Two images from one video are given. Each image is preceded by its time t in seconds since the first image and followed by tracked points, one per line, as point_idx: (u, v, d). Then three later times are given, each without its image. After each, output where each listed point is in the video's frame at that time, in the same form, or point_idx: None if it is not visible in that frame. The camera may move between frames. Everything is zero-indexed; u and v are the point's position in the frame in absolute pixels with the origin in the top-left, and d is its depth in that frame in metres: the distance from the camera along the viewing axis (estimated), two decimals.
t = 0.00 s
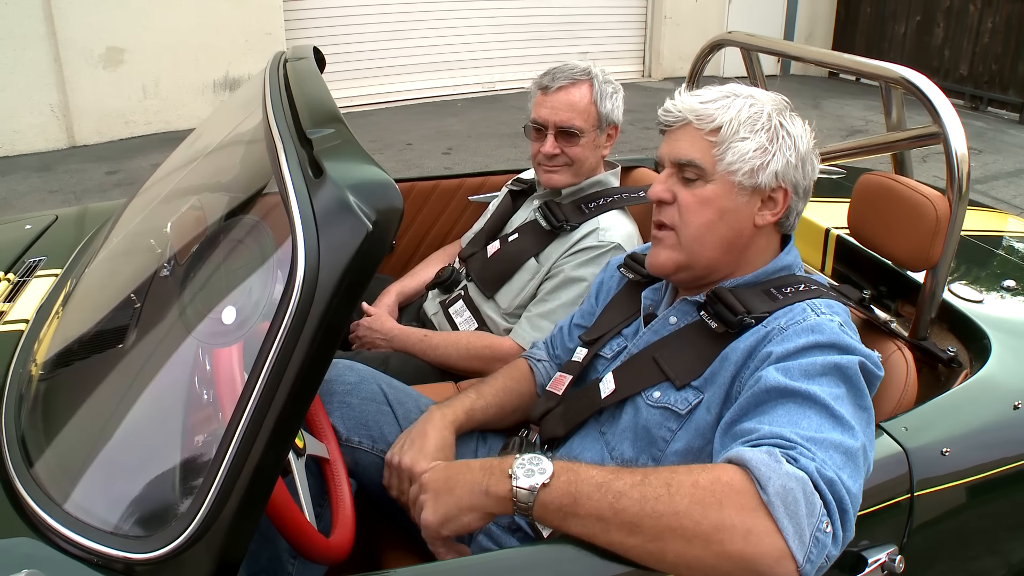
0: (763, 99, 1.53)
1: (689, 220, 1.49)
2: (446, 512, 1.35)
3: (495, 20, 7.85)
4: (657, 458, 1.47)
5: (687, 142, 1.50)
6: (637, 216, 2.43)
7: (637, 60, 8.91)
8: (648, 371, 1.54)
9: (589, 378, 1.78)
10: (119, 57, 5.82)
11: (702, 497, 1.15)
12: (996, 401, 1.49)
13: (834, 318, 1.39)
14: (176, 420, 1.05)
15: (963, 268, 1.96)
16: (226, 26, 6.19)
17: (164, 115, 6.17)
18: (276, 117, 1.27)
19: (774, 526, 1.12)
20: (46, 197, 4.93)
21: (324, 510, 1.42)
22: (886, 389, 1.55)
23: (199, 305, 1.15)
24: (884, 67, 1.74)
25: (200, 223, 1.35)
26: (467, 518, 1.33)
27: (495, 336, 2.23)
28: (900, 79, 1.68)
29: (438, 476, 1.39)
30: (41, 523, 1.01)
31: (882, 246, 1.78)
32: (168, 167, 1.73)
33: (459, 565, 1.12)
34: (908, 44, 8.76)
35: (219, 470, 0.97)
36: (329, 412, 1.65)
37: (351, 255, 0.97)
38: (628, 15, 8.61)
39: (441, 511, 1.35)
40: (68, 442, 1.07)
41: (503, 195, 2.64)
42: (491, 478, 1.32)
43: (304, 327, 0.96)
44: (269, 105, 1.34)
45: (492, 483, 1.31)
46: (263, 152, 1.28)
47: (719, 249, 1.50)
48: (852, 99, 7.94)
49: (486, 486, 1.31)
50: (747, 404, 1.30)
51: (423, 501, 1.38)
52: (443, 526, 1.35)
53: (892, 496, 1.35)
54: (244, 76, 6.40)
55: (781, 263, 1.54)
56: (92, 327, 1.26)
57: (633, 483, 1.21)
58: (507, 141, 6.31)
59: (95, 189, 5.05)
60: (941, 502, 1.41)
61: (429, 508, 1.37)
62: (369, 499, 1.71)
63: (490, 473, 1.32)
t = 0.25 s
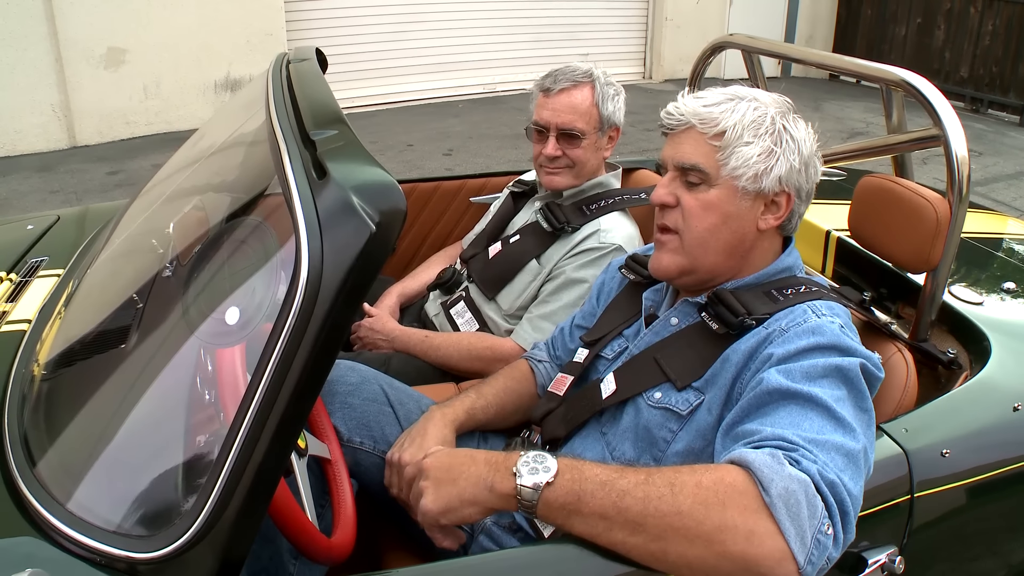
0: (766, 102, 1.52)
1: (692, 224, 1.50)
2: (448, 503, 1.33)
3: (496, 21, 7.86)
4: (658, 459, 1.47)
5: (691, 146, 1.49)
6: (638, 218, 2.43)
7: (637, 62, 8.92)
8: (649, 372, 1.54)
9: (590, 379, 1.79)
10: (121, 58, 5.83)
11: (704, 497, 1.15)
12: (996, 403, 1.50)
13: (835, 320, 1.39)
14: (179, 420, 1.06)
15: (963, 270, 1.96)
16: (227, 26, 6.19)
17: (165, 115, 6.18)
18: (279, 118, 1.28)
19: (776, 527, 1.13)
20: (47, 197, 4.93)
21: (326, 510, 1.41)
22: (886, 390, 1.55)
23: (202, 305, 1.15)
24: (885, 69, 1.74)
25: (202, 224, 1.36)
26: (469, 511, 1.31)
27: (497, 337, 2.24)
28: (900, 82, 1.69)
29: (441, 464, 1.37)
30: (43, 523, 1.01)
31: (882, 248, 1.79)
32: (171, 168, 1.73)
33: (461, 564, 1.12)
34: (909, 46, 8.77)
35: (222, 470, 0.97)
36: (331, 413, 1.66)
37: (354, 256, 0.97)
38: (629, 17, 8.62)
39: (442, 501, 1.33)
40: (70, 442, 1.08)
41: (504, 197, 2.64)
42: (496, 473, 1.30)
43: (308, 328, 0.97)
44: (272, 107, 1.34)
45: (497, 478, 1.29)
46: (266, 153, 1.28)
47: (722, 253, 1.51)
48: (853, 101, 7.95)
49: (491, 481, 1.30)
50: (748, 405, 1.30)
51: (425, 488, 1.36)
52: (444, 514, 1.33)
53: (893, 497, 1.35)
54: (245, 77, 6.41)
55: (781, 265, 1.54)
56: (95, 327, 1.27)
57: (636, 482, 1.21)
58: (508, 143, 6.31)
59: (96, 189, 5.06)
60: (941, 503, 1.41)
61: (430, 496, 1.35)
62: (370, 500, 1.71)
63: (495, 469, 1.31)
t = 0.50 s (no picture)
0: (767, 103, 1.53)
1: (693, 224, 1.50)
2: (449, 506, 1.32)
3: (496, 22, 7.87)
4: (658, 459, 1.48)
5: (692, 146, 1.50)
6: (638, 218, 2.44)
7: (637, 63, 8.93)
8: (649, 372, 1.54)
9: (590, 379, 1.79)
10: (121, 59, 5.83)
11: (705, 497, 1.16)
12: (996, 402, 1.50)
13: (834, 320, 1.40)
14: (181, 420, 1.06)
15: (963, 270, 1.97)
16: (227, 27, 6.20)
17: (165, 116, 6.18)
18: (280, 119, 1.28)
19: (776, 527, 1.13)
20: (47, 199, 4.94)
21: (326, 511, 1.41)
22: (885, 390, 1.55)
23: (204, 305, 1.16)
24: (884, 70, 1.75)
25: (203, 224, 1.36)
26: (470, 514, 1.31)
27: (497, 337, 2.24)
28: (900, 83, 1.69)
29: (441, 469, 1.37)
30: (46, 523, 1.01)
31: (882, 248, 1.79)
32: (172, 169, 1.74)
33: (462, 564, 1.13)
34: (908, 46, 8.78)
35: (224, 470, 0.97)
36: (331, 413, 1.66)
37: (356, 256, 0.98)
38: (629, 17, 8.63)
39: (443, 504, 1.33)
40: (72, 442, 1.08)
41: (505, 197, 2.65)
42: (496, 475, 1.31)
43: (309, 328, 0.97)
44: (274, 107, 1.35)
45: (497, 480, 1.30)
46: (267, 154, 1.29)
47: (722, 253, 1.51)
48: (852, 102, 7.96)
49: (492, 483, 1.30)
50: (748, 404, 1.31)
51: (426, 493, 1.36)
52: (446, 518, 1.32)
53: (893, 496, 1.35)
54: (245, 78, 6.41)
55: (781, 266, 1.55)
56: (96, 328, 1.27)
57: (637, 483, 1.21)
58: (508, 144, 6.32)
59: (96, 190, 5.06)
60: (941, 503, 1.41)
61: (431, 499, 1.34)
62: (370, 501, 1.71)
63: (495, 470, 1.31)
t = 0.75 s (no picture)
0: (769, 107, 1.53)
1: (695, 227, 1.50)
2: (451, 511, 1.34)
3: (496, 23, 7.87)
4: (657, 459, 1.48)
5: (695, 150, 1.50)
6: (638, 220, 2.44)
7: (637, 64, 8.94)
8: (648, 372, 1.55)
9: (589, 379, 1.79)
10: (121, 60, 5.83)
11: (704, 500, 1.16)
12: (995, 405, 1.50)
13: (834, 322, 1.40)
14: (181, 421, 1.06)
15: (962, 272, 1.97)
16: (227, 28, 6.21)
17: (166, 117, 6.19)
18: (282, 120, 1.28)
19: (775, 529, 1.13)
20: (47, 199, 4.94)
21: (326, 512, 1.42)
22: (885, 393, 1.56)
23: (205, 306, 1.16)
24: (885, 73, 1.75)
25: (204, 226, 1.37)
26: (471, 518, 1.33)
27: (497, 338, 2.24)
28: (900, 85, 1.69)
29: (441, 475, 1.39)
30: (47, 524, 1.01)
31: (882, 250, 1.79)
32: (173, 170, 1.74)
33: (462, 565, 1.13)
34: (908, 48, 8.78)
35: (225, 471, 0.98)
36: (331, 414, 1.65)
37: (357, 259, 0.98)
38: (629, 19, 8.64)
39: (445, 510, 1.35)
40: (73, 442, 1.08)
41: (505, 199, 2.65)
42: (496, 478, 1.32)
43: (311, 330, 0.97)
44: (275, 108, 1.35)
45: (497, 483, 1.31)
46: (268, 155, 1.29)
47: (723, 257, 1.52)
48: (852, 104, 7.97)
49: (491, 486, 1.31)
50: (749, 406, 1.31)
51: (427, 500, 1.38)
52: (448, 524, 1.35)
53: (892, 498, 1.36)
54: (245, 79, 6.42)
55: (780, 267, 1.55)
56: (97, 329, 1.27)
57: (636, 486, 1.22)
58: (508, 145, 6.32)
59: (96, 191, 5.07)
60: (940, 504, 1.42)
61: (433, 506, 1.37)
62: (370, 501, 1.71)
63: (494, 473, 1.32)
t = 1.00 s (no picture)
0: (772, 107, 1.53)
1: (697, 227, 1.51)
2: (451, 511, 1.35)
3: (496, 24, 7.88)
4: (656, 458, 1.48)
5: (698, 150, 1.50)
6: (638, 220, 2.44)
7: (637, 65, 8.94)
8: (647, 370, 1.55)
9: (588, 377, 1.79)
10: (121, 60, 5.83)
11: (704, 500, 1.16)
12: (994, 405, 1.50)
13: (835, 322, 1.40)
14: (181, 421, 1.06)
15: (961, 273, 1.97)
16: (227, 28, 6.21)
17: (165, 117, 6.19)
18: (282, 120, 1.28)
19: (775, 529, 1.13)
20: (47, 199, 4.95)
21: (326, 511, 1.42)
22: (884, 393, 1.56)
23: (206, 304, 1.16)
24: (884, 73, 1.75)
25: (204, 225, 1.37)
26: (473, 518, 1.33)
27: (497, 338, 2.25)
28: (900, 86, 1.70)
29: (442, 474, 1.39)
30: (47, 522, 1.01)
31: (881, 251, 1.80)
32: (172, 169, 1.74)
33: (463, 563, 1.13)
34: (908, 49, 8.79)
35: (225, 471, 0.98)
36: (331, 414, 1.65)
37: (357, 258, 0.98)
38: (628, 20, 8.64)
39: (445, 510, 1.36)
40: (73, 442, 1.08)
41: (505, 199, 2.65)
42: (495, 477, 1.32)
43: (311, 329, 0.97)
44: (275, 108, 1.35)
45: (496, 481, 1.31)
46: (268, 154, 1.29)
47: (725, 257, 1.52)
48: (851, 105, 7.97)
49: (490, 485, 1.31)
50: (749, 405, 1.31)
51: (427, 500, 1.38)
52: (448, 523, 1.35)
53: (891, 498, 1.36)
54: (245, 79, 6.42)
55: (780, 266, 1.55)
56: (97, 328, 1.27)
57: (636, 485, 1.22)
58: (508, 145, 6.32)
59: (96, 190, 5.07)
60: (939, 504, 1.42)
61: (433, 505, 1.37)
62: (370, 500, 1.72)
63: (494, 472, 1.32)
